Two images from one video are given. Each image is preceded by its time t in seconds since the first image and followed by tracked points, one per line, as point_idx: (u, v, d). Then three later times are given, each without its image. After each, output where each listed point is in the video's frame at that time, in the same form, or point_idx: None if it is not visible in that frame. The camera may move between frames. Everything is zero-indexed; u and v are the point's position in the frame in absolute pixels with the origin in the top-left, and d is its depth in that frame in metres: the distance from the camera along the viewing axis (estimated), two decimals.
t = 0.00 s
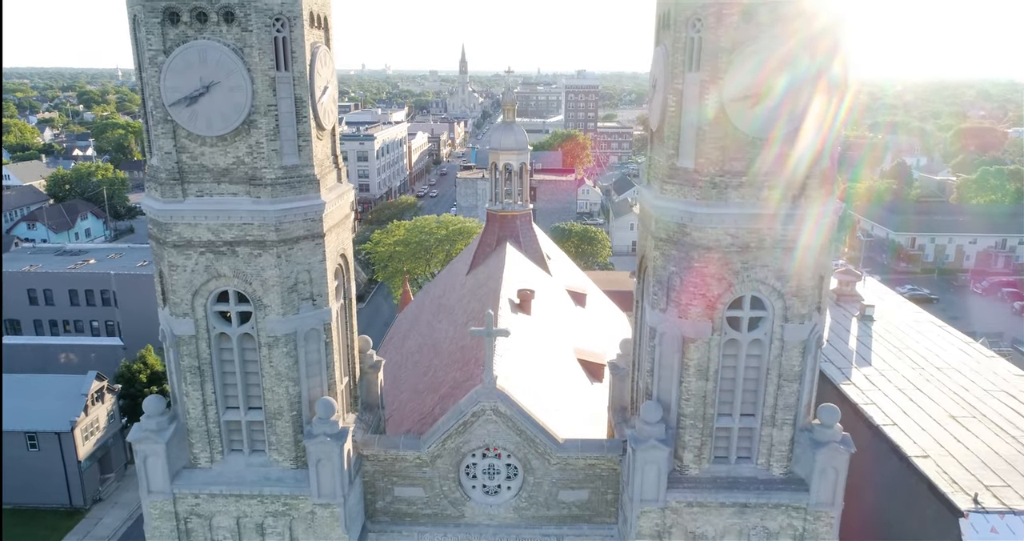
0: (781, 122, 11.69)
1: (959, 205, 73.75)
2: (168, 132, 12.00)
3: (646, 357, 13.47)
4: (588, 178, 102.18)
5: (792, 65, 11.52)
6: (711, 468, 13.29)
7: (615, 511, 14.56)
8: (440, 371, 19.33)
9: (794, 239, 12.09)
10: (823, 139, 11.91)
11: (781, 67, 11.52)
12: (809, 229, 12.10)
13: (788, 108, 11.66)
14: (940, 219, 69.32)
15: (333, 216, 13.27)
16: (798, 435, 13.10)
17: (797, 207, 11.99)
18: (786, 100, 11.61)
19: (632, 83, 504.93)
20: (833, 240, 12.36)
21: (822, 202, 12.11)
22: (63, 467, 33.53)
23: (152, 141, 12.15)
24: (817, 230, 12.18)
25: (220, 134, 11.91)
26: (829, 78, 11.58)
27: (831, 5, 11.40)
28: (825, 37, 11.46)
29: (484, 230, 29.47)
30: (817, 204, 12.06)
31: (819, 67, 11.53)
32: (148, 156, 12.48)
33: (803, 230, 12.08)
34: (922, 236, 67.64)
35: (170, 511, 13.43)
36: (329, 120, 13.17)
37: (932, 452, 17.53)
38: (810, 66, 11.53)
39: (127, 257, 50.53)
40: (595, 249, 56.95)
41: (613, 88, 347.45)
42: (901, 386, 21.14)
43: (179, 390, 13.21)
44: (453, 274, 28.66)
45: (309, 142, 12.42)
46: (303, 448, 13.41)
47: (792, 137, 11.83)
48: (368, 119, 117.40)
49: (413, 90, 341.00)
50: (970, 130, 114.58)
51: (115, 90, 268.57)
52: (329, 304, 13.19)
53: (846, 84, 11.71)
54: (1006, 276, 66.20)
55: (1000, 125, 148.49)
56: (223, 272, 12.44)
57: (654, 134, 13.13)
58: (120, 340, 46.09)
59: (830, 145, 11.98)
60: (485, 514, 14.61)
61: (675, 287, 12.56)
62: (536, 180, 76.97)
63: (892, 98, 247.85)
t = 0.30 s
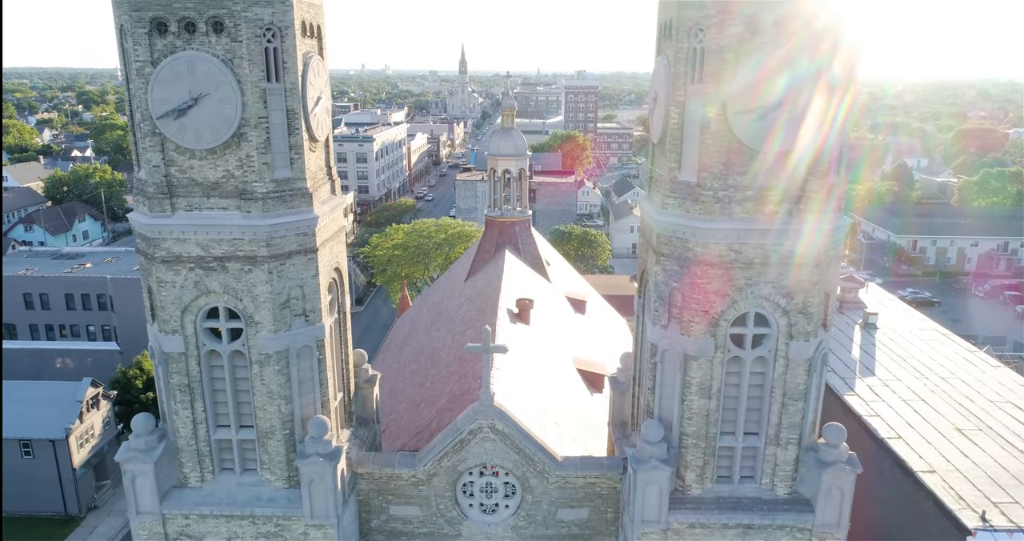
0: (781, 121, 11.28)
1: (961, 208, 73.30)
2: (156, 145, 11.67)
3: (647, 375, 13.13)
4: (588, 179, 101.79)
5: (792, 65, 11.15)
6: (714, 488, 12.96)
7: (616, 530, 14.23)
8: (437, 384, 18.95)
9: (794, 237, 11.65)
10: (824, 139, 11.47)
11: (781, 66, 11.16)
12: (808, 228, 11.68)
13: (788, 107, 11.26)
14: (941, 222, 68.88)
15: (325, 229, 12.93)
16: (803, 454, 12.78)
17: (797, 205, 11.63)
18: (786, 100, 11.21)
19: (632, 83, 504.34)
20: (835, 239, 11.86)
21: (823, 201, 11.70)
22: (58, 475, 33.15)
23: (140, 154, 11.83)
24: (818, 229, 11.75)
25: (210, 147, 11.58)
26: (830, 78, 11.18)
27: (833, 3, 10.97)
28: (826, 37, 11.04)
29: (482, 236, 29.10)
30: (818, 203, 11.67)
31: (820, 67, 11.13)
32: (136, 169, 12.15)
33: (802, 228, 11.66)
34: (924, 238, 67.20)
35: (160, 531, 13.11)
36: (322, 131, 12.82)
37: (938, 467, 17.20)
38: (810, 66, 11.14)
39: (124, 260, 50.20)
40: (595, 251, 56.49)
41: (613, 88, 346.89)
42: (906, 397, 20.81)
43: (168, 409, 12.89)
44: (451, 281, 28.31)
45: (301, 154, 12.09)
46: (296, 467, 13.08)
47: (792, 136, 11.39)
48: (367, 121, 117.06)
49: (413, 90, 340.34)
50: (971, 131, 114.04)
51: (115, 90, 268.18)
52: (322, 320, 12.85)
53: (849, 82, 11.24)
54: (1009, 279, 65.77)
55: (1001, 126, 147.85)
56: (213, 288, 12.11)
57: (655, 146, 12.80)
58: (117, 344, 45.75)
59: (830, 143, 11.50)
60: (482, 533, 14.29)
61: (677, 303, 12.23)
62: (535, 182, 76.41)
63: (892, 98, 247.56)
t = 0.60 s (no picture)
0: (781, 124, 10.83)
1: (962, 210, 72.92)
2: (143, 158, 11.35)
3: (648, 393, 12.80)
4: (588, 180, 101.44)
5: (792, 64, 10.66)
6: (717, 509, 12.62)
7: None
8: (434, 396, 18.62)
9: (791, 239, 11.25)
10: (824, 139, 10.99)
11: (780, 66, 10.68)
12: (806, 228, 11.30)
13: (787, 108, 10.79)
14: (942, 224, 68.54)
15: (318, 243, 12.60)
16: (808, 474, 12.47)
17: (796, 207, 11.22)
18: (786, 102, 10.76)
19: (633, 82, 503.72)
20: (836, 241, 11.40)
21: (823, 202, 11.27)
22: (53, 482, 32.80)
23: (126, 168, 11.51)
24: (817, 230, 11.36)
25: (198, 160, 11.25)
26: (831, 77, 10.71)
27: (833, 3, 10.51)
28: (828, 36, 10.57)
29: (480, 242, 28.73)
30: (817, 204, 11.25)
31: (821, 66, 10.65)
32: (123, 182, 11.83)
33: (800, 228, 11.28)
34: (925, 241, 66.81)
35: None
36: (313, 142, 12.47)
37: (944, 482, 16.89)
38: (810, 65, 10.65)
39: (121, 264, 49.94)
40: (595, 254, 56.08)
41: (613, 88, 346.53)
42: (911, 409, 20.47)
43: (156, 428, 12.56)
44: (450, 287, 27.96)
45: (292, 167, 11.76)
46: (288, 487, 12.76)
47: (792, 137, 10.93)
48: (367, 122, 116.71)
49: (413, 90, 340.09)
50: (972, 132, 113.63)
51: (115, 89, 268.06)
52: (314, 336, 12.52)
53: (851, 80, 10.76)
54: (1010, 282, 65.41)
55: (1001, 127, 147.47)
56: (202, 305, 11.79)
57: (657, 157, 12.46)
58: (113, 349, 45.43)
59: (831, 143, 11.03)
60: None
61: (679, 320, 11.90)
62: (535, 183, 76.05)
63: (892, 98, 246.95)
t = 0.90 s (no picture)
0: (780, 125, 10.44)
1: (964, 212, 72.57)
2: (129, 173, 11.03)
3: (649, 411, 12.48)
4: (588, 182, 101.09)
5: (791, 64, 10.29)
6: (721, 531, 12.28)
7: None
8: (432, 408, 18.27)
9: (797, 253, 10.91)
10: (824, 141, 10.55)
11: (780, 67, 10.31)
12: (814, 243, 10.93)
13: (787, 109, 10.40)
14: (944, 227, 68.21)
15: (310, 258, 12.27)
16: (813, 495, 12.16)
17: (803, 222, 10.89)
18: (786, 104, 10.37)
19: (633, 82, 503.24)
20: (841, 251, 11.03)
21: (824, 208, 10.87)
22: (48, 490, 32.33)
23: (113, 182, 11.20)
24: (825, 245, 10.97)
25: (186, 174, 10.93)
26: (831, 77, 10.34)
27: (841, 13, 10.17)
28: (828, 36, 10.21)
29: (478, 249, 28.39)
30: (825, 217, 10.87)
31: (821, 66, 10.28)
32: (110, 197, 11.51)
33: (807, 243, 10.92)
34: (928, 243, 66.36)
35: None
36: (306, 154, 12.15)
37: (950, 497, 16.58)
38: (810, 65, 10.28)
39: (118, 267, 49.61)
40: (596, 257, 55.70)
41: (613, 88, 345.89)
42: (915, 421, 20.15)
43: (144, 448, 12.24)
44: (448, 294, 27.61)
45: (283, 181, 11.43)
46: (279, 508, 12.43)
47: (792, 139, 10.52)
48: (366, 123, 116.31)
49: (412, 89, 339.32)
50: (973, 133, 113.24)
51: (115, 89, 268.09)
52: (306, 354, 12.20)
53: (850, 80, 10.39)
54: (1012, 284, 65.09)
55: (1001, 128, 147.16)
56: (190, 323, 11.46)
57: (658, 170, 12.13)
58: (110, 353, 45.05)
59: (834, 144, 10.59)
60: None
61: (681, 338, 11.58)
62: (535, 185, 75.66)
63: (892, 98, 246.39)
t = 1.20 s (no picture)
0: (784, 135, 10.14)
1: (966, 214, 72.10)
2: (117, 186, 10.74)
3: (651, 429, 12.18)
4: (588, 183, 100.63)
5: (796, 73, 9.98)
6: None
7: None
8: (430, 420, 17.95)
9: (802, 268, 10.63)
10: (829, 151, 10.22)
11: (784, 75, 10.00)
12: (819, 258, 10.64)
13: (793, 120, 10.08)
14: (946, 229, 67.77)
15: (304, 272, 11.98)
16: (819, 516, 11.88)
17: (808, 236, 10.59)
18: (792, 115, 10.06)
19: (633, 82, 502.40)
20: (847, 266, 10.73)
21: (831, 222, 10.56)
22: (43, 497, 32.05)
23: (100, 196, 10.90)
24: (832, 259, 10.65)
25: (175, 188, 10.63)
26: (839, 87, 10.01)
27: (851, 23, 9.79)
28: (835, 44, 9.88)
29: (478, 254, 28.13)
30: (832, 231, 10.55)
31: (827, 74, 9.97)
32: (97, 211, 11.21)
33: (812, 258, 10.64)
34: (931, 246, 65.78)
35: None
36: (299, 165, 11.85)
37: (957, 512, 16.28)
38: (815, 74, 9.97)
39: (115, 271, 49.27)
40: (597, 260, 55.33)
41: (612, 88, 345.29)
42: (921, 432, 19.82)
43: (134, 467, 11.94)
44: (446, 300, 27.30)
45: (276, 194, 11.14)
46: (272, 528, 12.13)
47: (797, 151, 10.21)
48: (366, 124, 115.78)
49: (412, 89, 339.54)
50: (975, 133, 112.68)
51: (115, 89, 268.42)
52: (300, 371, 11.91)
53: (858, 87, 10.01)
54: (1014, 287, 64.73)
55: (1002, 128, 146.68)
56: (180, 340, 11.17)
57: (660, 182, 11.83)
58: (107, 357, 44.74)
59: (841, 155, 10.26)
60: None
61: (684, 355, 11.27)
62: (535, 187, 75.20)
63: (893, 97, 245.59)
